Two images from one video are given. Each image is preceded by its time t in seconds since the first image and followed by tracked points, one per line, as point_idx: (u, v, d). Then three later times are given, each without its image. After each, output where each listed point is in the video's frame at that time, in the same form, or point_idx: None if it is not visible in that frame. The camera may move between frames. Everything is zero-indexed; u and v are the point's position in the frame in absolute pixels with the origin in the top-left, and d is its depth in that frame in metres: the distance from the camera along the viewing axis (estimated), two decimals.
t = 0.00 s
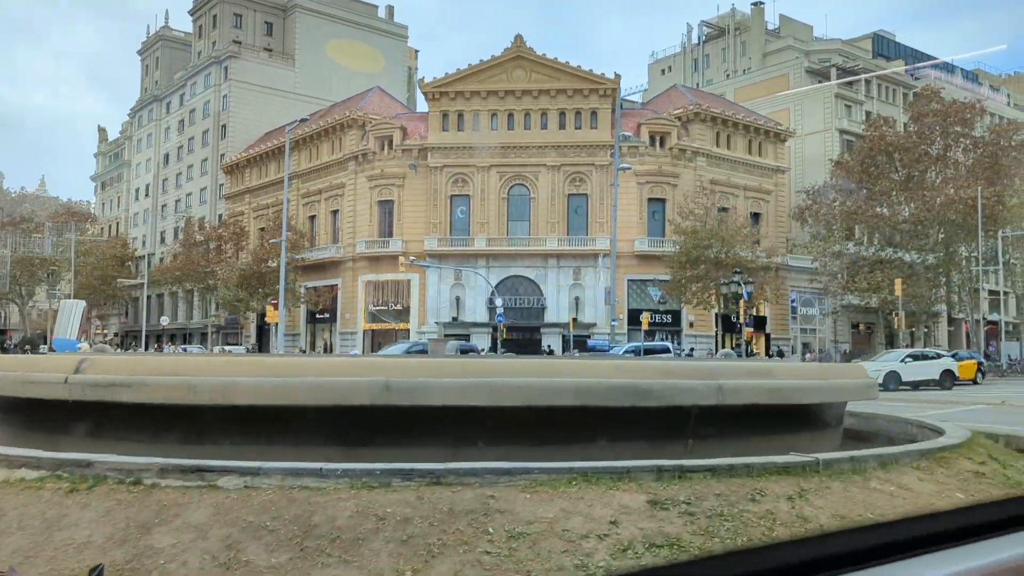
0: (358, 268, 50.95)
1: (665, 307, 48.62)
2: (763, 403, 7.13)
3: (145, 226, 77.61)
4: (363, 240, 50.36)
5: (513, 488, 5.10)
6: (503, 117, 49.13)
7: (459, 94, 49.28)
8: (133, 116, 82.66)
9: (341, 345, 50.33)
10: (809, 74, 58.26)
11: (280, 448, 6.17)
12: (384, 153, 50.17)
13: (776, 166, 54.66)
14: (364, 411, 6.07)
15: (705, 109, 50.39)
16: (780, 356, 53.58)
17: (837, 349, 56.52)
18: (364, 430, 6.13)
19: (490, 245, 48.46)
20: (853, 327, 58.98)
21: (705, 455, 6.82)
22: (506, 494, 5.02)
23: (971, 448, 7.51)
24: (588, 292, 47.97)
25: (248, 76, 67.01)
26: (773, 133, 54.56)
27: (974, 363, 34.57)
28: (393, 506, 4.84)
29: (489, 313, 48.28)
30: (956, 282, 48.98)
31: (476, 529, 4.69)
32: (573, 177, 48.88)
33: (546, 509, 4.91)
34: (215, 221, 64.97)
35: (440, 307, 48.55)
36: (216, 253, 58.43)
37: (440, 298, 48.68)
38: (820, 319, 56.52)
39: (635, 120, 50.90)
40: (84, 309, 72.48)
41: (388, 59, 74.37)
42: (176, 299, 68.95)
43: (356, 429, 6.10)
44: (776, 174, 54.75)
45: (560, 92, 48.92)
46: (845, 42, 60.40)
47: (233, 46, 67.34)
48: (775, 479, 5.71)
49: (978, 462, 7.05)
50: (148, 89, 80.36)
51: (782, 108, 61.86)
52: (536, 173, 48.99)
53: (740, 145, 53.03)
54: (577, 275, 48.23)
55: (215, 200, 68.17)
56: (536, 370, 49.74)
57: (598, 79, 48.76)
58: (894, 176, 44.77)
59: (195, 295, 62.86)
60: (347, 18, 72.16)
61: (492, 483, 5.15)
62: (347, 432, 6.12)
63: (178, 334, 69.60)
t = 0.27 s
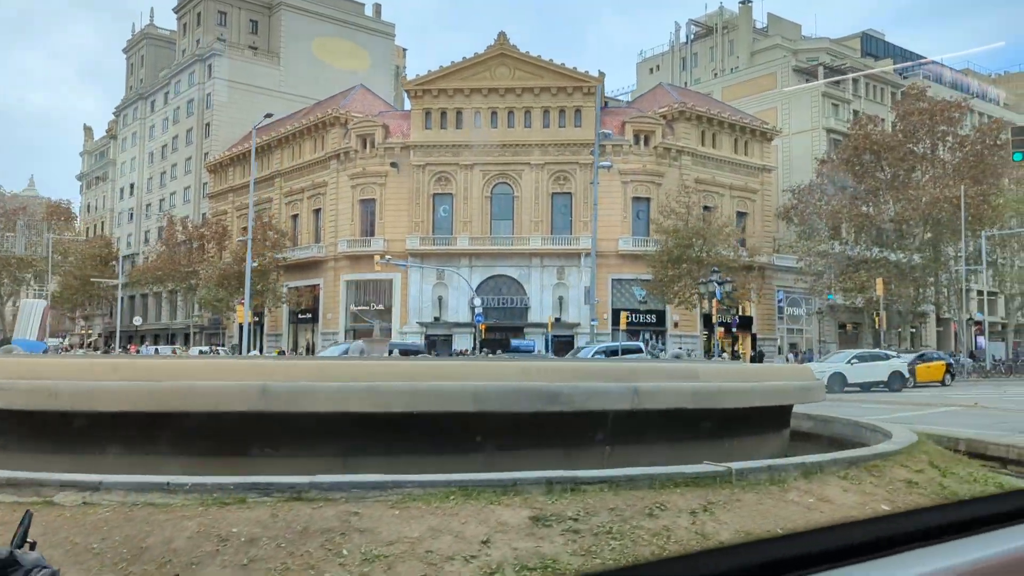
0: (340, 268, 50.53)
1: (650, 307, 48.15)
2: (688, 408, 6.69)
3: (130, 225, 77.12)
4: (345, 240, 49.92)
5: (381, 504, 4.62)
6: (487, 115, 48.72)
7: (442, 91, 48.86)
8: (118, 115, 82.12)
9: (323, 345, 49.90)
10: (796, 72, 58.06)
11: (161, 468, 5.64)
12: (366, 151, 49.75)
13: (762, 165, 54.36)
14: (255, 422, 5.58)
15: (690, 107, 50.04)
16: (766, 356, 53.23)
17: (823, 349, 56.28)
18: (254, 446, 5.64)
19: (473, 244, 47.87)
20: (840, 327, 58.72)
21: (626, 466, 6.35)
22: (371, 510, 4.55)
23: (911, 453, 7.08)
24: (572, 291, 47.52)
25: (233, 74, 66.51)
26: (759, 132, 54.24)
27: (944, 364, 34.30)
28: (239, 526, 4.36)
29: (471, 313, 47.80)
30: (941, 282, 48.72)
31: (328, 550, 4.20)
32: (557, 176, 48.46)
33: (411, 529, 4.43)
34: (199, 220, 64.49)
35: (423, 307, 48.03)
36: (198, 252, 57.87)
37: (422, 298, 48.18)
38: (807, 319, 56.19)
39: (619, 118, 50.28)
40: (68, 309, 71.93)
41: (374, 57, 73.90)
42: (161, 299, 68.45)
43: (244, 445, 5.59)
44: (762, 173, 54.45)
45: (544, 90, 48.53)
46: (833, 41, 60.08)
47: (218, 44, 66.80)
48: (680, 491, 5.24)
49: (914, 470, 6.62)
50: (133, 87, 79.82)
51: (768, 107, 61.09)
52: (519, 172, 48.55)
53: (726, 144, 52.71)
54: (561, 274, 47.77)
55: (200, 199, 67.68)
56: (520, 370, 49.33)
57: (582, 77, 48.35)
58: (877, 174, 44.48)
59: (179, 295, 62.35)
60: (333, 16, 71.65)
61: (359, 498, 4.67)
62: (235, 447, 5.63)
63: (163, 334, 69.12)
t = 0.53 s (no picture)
0: (318, 267, 50.02)
1: (629, 307, 47.65)
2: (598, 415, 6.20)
3: (110, 224, 76.42)
4: (322, 238, 49.39)
5: (209, 525, 4.10)
6: (466, 113, 48.24)
7: (420, 88, 48.35)
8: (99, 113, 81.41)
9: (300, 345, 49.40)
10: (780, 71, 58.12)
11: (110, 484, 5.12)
12: (344, 149, 49.21)
13: (744, 164, 54.01)
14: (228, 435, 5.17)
15: (671, 105, 49.62)
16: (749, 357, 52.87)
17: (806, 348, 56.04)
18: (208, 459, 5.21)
19: (451, 243, 47.31)
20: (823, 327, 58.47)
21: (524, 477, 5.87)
22: (194, 533, 4.02)
23: (836, 461, 6.62)
24: (552, 290, 47.03)
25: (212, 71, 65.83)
26: (741, 130, 53.89)
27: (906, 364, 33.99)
28: (37, 551, 3.80)
29: (450, 313, 47.32)
30: (922, 281, 48.46)
31: None
32: (537, 175, 47.95)
33: (235, 553, 3.90)
34: (178, 218, 63.82)
35: (401, 306, 47.51)
36: (176, 251, 57.22)
37: (400, 297, 47.65)
38: (789, 319, 55.90)
39: (600, 116, 49.48)
40: (46, 309, 71.19)
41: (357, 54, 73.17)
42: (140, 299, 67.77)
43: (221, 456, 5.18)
44: (744, 172, 54.09)
45: (524, 87, 47.96)
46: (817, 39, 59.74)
47: (197, 40, 66.07)
48: (561, 506, 4.74)
49: (833, 478, 6.17)
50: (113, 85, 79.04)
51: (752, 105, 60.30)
52: (499, 170, 48.04)
53: (707, 142, 52.34)
54: (540, 274, 47.27)
55: (179, 197, 67.01)
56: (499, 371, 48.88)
57: (562, 74, 47.61)
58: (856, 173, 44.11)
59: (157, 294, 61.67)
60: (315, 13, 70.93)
61: (185, 518, 4.15)
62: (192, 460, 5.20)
63: (143, 335, 68.47)
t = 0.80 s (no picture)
0: (295, 266, 49.45)
1: (609, 306, 47.14)
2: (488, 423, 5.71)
3: (90, 223, 75.66)
4: (299, 237, 48.79)
5: None
6: (444, 110, 47.73)
7: (398, 85, 47.81)
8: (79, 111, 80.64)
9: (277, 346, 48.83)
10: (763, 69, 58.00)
11: (19, 501, 4.71)
12: (321, 147, 48.62)
13: (726, 163, 53.59)
14: (238, 438, 4.92)
15: (652, 103, 49.20)
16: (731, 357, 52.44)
17: (789, 348, 55.70)
18: (130, 470, 4.84)
19: (430, 242, 46.74)
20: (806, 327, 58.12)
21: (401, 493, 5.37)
22: None
23: (752, 470, 6.13)
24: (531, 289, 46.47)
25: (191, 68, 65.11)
26: (723, 128, 53.48)
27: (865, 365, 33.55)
28: None
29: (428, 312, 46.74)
30: (904, 281, 48.14)
31: None
32: (516, 173, 47.47)
33: None
34: (157, 217, 63.14)
35: (378, 306, 46.93)
36: (153, 250, 56.56)
37: (378, 297, 47.07)
38: (771, 319, 55.53)
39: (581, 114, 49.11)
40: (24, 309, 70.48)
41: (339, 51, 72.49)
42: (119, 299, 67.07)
43: (142, 465, 4.81)
44: (726, 171, 53.68)
45: (503, 84, 47.56)
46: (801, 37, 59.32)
47: (176, 37, 65.33)
48: (410, 526, 4.21)
49: (744, 491, 5.67)
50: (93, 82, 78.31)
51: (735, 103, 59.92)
52: (478, 168, 47.52)
53: (689, 140, 51.93)
54: (520, 273, 46.73)
55: (158, 196, 66.32)
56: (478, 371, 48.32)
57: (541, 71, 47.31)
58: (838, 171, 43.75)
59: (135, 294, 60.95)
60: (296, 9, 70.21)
61: None
62: (110, 473, 4.81)
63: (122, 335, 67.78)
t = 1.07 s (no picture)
0: (271, 265, 48.82)
1: (588, 306, 46.64)
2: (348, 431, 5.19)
3: (69, 220, 74.86)
4: (275, 236, 48.17)
5: None
6: (422, 107, 47.13)
7: (375, 81, 47.24)
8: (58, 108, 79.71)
9: (253, 346, 48.25)
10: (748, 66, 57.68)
11: None
12: (298, 144, 48.00)
13: (709, 160, 53.10)
14: (46, 449, 4.45)
15: (633, 100, 48.72)
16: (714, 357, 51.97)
17: (772, 348, 55.25)
18: None
19: (408, 240, 46.14)
20: (791, 326, 57.68)
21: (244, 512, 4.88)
22: None
23: (648, 482, 5.59)
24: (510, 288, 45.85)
25: (170, 64, 64.48)
26: (706, 126, 53.04)
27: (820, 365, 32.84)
28: None
29: (407, 312, 46.07)
30: (888, 280, 47.69)
31: None
32: (496, 171, 46.92)
33: None
34: (135, 215, 62.37)
35: (356, 306, 46.28)
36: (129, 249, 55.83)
37: (355, 296, 46.42)
38: (754, 319, 55.11)
39: (561, 110, 48.41)
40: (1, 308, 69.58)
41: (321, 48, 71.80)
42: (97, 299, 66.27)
43: None
44: (709, 169, 53.19)
45: (482, 80, 47.11)
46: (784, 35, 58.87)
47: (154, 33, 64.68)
48: (209, 553, 3.62)
49: (630, 506, 5.12)
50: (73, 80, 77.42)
51: (718, 101, 59.41)
52: (457, 165, 46.96)
53: (672, 138, 51.48)
54: (499, 272, 46.13)
55: (136, 194, 65.55)
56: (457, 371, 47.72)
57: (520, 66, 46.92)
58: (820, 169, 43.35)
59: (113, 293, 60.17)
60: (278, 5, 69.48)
61: None
62: None
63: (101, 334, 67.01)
